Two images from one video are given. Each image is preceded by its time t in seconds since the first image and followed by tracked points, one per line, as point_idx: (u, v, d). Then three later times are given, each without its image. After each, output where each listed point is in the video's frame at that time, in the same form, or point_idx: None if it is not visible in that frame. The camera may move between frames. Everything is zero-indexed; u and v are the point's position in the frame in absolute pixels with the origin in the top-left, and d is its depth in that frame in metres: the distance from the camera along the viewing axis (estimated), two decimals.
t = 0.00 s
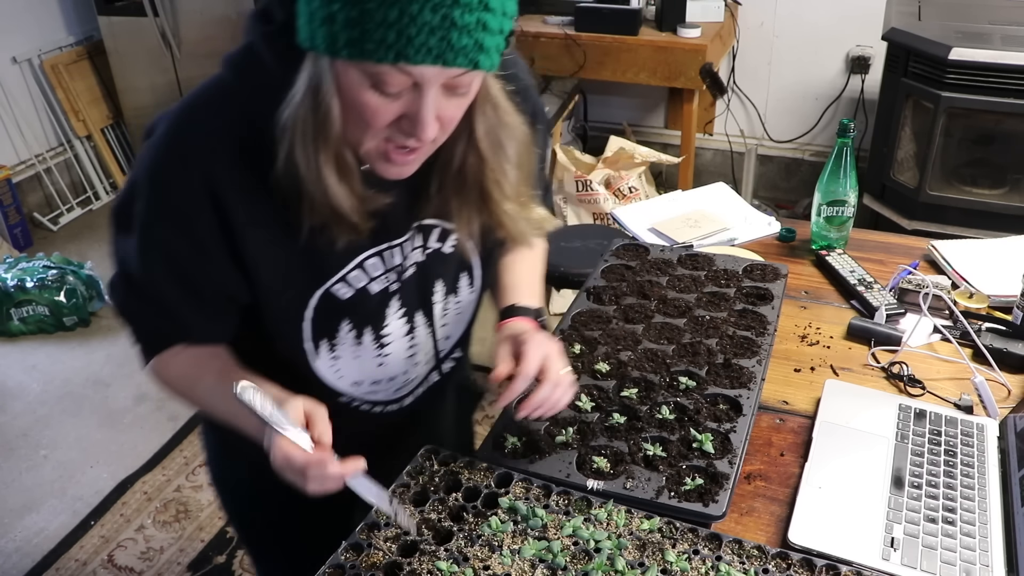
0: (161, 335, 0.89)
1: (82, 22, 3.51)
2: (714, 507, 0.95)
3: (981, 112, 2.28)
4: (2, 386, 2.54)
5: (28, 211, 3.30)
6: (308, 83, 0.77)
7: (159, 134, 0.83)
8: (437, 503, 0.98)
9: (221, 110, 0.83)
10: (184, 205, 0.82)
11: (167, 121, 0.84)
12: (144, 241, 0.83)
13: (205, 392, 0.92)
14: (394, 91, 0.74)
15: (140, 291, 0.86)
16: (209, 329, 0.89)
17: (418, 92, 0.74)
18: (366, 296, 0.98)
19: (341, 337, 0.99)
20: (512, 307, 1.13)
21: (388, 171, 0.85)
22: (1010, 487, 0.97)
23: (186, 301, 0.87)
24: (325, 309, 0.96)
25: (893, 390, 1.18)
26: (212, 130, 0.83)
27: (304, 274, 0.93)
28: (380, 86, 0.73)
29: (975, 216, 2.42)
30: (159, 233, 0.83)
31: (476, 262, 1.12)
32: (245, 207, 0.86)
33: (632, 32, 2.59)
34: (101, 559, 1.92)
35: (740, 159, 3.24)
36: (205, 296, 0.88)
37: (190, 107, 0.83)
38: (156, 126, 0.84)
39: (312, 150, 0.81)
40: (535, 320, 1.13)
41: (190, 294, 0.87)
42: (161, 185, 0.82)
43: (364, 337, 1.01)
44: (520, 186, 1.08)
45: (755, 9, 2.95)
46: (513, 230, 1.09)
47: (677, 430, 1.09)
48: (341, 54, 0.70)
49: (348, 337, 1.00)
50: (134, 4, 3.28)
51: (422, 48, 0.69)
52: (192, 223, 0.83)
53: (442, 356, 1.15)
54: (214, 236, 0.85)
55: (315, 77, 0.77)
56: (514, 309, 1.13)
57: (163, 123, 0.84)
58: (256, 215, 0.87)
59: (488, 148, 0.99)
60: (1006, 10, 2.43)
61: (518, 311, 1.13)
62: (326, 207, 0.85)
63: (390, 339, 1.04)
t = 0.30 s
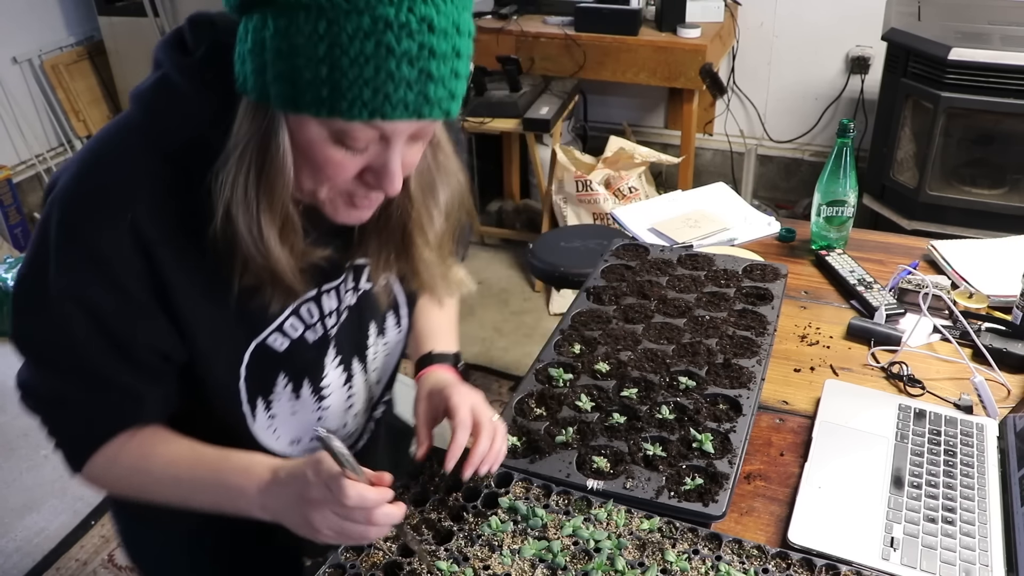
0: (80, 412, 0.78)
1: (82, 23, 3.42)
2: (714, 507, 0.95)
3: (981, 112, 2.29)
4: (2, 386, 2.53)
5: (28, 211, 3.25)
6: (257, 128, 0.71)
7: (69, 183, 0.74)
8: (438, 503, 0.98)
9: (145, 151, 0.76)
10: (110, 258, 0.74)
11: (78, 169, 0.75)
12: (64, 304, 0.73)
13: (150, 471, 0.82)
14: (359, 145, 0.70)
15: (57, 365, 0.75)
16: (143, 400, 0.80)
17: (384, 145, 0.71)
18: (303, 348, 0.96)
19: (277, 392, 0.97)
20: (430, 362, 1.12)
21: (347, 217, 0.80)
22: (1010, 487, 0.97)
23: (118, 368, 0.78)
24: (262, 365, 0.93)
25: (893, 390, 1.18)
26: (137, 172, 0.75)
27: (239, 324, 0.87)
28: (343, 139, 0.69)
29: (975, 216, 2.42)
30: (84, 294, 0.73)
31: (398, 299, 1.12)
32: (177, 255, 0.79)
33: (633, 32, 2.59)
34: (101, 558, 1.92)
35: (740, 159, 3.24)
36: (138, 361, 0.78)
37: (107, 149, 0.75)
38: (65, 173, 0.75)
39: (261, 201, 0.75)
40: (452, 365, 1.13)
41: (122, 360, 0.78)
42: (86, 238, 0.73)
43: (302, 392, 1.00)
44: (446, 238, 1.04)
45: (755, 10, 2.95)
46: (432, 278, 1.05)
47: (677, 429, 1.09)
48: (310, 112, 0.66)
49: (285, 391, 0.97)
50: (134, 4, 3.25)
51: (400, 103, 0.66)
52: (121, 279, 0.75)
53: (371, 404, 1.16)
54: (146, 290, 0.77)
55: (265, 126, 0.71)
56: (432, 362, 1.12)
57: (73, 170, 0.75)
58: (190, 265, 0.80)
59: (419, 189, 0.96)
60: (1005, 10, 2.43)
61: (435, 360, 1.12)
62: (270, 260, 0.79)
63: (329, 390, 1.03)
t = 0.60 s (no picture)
0: (63, 464, 0.75)
1: (83, 22, 3.42)
2: (714, 507, 0.94)
3: (980, 112, 2.29)
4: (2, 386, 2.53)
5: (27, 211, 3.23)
6: (260, 170, 0.71)
7: (40, 223, 0.71)
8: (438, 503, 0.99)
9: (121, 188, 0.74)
10: (100, 303, 0.72)
11: (48, 207, 0.72)
12: (51, 353, 0.70)
13: (145, 528, 0.80)
14: (366, 190, 0.72)
15: (39, 414, 0.72)
16: (129, 445, 0.78)
17: (391, 189, 0.73)
18: (282, 384, 0.96)
19: (253, 430, 0.96)
20: (395, 402, 1.11)
21: (335, 259, 0.82)
22: (1010, 487, 0.97)
23: (107, 414, 0.76)
24: (241, 402, 0.92)
25: (893, 390, 1.18)
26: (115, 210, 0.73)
27: (214, 359, 0.86)
28: (351, 183, 0.71)
29: (975, 216, 2.42)
30: (71, 340, 0.71)
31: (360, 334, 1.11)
32: (160, 293, 0.78)
33: (633, 32, 2.59)
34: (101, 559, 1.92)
35: (740, 159, 3.24)
36: (126, 405, 0.77)
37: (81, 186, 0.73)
38: (42, 211, 0.72)
39: (261, 242, 0.75)
40: (418, 399, 1.13)
41: (109, 405, 0.76)
42: (68, 281, 0.71)
43: (279, 428, 0.99)
44: (439, 266, 1.12)
45: (755, 10, 2.95)
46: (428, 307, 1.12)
47: (677, 429, 1.09)
48: (326, 159, 0.67)
49: (260, 429, 0.97)
50: (133, 3, 3.22)
51: (418, 149, 0.68)
52: (107, 322, 0.73)
53: (333, 430, 1.15)
54: (131, 332, 0.76)
55: (270, 170, 0.71)
56: (397, 403, 1.11)
57: (43, 209, 0.72)
58: (172, 302, 0.79)
59: (417, 225, 1.03)
60: (1005, 10, 2.43)
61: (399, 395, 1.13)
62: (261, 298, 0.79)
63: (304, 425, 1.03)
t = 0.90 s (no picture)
0: (63, 479, 0.74)
1: (83, 22, 3.41)
2: (714, 507, 0.94)
3: (980, 112, 2.29)
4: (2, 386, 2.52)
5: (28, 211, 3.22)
6: (262, 182, 0.71)
7: (34, 236, 0.71)
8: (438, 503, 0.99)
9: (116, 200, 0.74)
10: (100, 316, 0.72)
11: (42, 219, 0.72)
12: (52, 367, 0.70)
13: (145, 536, 0.79)
14: (369, 203, 0.73)
15: (40, 430, 0.72)
16: (128, 455, 0.78)
17: (392, 201, 0.75)
18: (273, 395, 0.96)
19: (245, 441, 0.95)
20: (394, 406, 1.12)
21: (329, 270, 0.83)
22: (1010, 486, 0.98)
23: (109, 425, 0.75)
24: (233, 413, 0.92)
25: (893, 390, 1.18)
26: (110, 221, 0.74)
27: (207, 369, 0.86)
28: (354, 197, 0.72)
29: (975, 216, 2.42)
30: (70, 352, 0.70)
31: (341, 344, 1.10)
32: (156, 303, 0.77)
33: (632, 33, 2.59)
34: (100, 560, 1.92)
35: (740, 159, 3.24)
36: (126, 416, 0.77)
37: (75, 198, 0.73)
38: (35, 225, 0.72)
39: (262, 253, 0.75)
40: (416, 401, 1.14)
41: (108, 416, 0.76)
42: (66, 294, 0.70)
43: (270, 439, 0.99)
44: (429, 276, 1.13)
45: (755, 10, 2.95)
46: (419, 319, 1.13)
47: (677, 429, 1.09)
48: (333, 172, 0.68)
49: (252, 440, 0.96)
50: (134, 3, 3.21)
51: (424, 161, 0.69)
52: (105, 332, 0.73)
53: (323, 440, 1.14)
54: (128, 342, 0.76)
55: (273, 182, 0.71)
56: (395, 405, 1.12)
57: (35, 222, 0.72)
58: (168, 313, 0.79)
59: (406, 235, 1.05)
60: (1005, 10, 2.42)
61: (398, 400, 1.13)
62: (260, 312, 0.78)
63: (296, 436, 1.02)
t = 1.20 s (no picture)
0: (91, 477, 0.74)
1: (83, 22, 3.40)
2: (713, 507, 0.94)
3: (981, 112, 2.29)
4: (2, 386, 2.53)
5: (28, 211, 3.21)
6: (266, 178, 0.71)
7: (41, 234, 0.70)
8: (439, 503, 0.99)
9: (121, 197, 0.74)
10: (110, 311, 0.72)
11: (47, 217, 0.71)
12: (66, 363, 0.69)
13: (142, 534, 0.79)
14: (371, 197, 0.73)
15: (57, 428, 0.71)
16: (150, 448, 0.78)
17: (394, 197, 0.75)
18: (274, 394, 0.96)
19: (245, 439, 0.96)
20: (393, 408, 1.11)
21: (329, 270, 0.82)
22: (1010, 486, 0.98)
23: (125, 420, 0.75)
24: (234, 412, 0.92)
25: (893, 390, 1.18)
26: (117, 218, 0.73)
27: (213, 366, 0.86)
28: (357, 190, 0.72)
29: (974, 216, 2.42)
30: (84, 348, 0.70)
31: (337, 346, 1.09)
32: (164, 299, 0.77)
33: (632, 33, 2.60)
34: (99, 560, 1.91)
35: (740, 159, 3.24)
36: (142, 411, 0.77)
37: (80, 196, 0.72)
38: (40, 224, 0.71)
39: (267, 248, 0.75)
40: (416, 403, 1.14)
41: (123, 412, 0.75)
42: (78, 289, 0.70)
43: (271, 438, 0.99)
44: (430, 274, 1.14)
45: (755, 10, 2.95)
46: (420, 316, 1.13)
47: (677, 430, 1.09)
48: (337, 166, 0.67)
49: (253, 438, 0.96)
50: (133, 4, 3.21)
51: (428, 156, 0.69)
52: (116, 327, 0.73)
53: (322, 441, 1.14)
54: (138, 339, 0.75)
55: (276, 177, 0.71)
56: (393, 408, 1.12)
57: (40, 220, 0.71)
58: (175, 309, 0.79)
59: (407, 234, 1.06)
60: (1005, 10, 2.42)
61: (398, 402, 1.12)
62: (266, 306, 0.78)
63: (297, 436, 1.02)
